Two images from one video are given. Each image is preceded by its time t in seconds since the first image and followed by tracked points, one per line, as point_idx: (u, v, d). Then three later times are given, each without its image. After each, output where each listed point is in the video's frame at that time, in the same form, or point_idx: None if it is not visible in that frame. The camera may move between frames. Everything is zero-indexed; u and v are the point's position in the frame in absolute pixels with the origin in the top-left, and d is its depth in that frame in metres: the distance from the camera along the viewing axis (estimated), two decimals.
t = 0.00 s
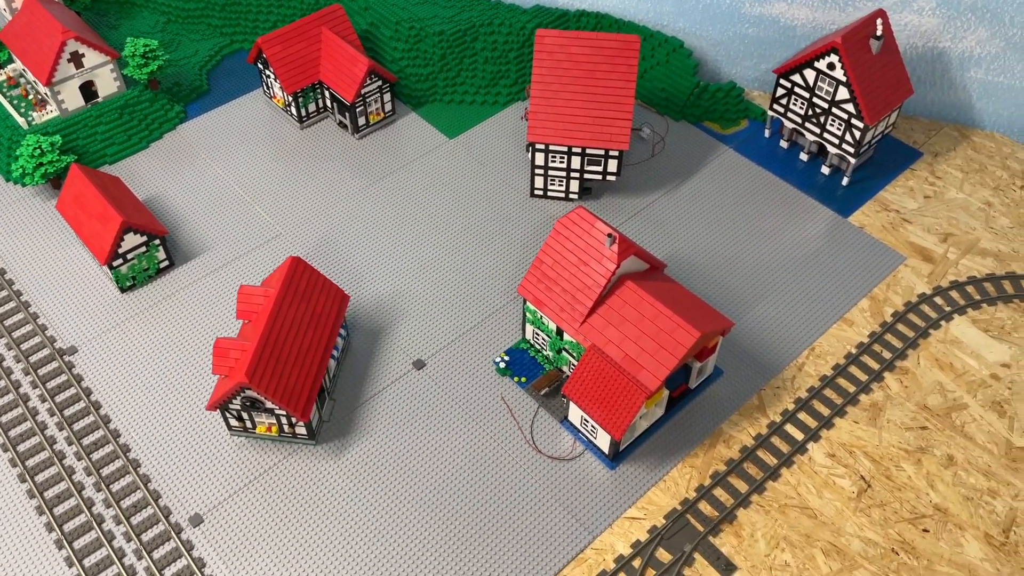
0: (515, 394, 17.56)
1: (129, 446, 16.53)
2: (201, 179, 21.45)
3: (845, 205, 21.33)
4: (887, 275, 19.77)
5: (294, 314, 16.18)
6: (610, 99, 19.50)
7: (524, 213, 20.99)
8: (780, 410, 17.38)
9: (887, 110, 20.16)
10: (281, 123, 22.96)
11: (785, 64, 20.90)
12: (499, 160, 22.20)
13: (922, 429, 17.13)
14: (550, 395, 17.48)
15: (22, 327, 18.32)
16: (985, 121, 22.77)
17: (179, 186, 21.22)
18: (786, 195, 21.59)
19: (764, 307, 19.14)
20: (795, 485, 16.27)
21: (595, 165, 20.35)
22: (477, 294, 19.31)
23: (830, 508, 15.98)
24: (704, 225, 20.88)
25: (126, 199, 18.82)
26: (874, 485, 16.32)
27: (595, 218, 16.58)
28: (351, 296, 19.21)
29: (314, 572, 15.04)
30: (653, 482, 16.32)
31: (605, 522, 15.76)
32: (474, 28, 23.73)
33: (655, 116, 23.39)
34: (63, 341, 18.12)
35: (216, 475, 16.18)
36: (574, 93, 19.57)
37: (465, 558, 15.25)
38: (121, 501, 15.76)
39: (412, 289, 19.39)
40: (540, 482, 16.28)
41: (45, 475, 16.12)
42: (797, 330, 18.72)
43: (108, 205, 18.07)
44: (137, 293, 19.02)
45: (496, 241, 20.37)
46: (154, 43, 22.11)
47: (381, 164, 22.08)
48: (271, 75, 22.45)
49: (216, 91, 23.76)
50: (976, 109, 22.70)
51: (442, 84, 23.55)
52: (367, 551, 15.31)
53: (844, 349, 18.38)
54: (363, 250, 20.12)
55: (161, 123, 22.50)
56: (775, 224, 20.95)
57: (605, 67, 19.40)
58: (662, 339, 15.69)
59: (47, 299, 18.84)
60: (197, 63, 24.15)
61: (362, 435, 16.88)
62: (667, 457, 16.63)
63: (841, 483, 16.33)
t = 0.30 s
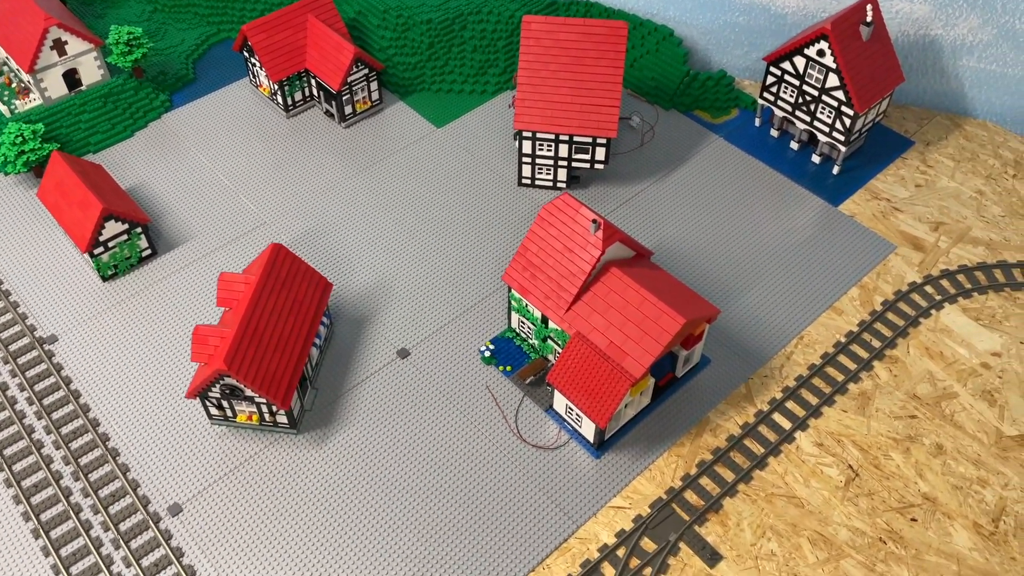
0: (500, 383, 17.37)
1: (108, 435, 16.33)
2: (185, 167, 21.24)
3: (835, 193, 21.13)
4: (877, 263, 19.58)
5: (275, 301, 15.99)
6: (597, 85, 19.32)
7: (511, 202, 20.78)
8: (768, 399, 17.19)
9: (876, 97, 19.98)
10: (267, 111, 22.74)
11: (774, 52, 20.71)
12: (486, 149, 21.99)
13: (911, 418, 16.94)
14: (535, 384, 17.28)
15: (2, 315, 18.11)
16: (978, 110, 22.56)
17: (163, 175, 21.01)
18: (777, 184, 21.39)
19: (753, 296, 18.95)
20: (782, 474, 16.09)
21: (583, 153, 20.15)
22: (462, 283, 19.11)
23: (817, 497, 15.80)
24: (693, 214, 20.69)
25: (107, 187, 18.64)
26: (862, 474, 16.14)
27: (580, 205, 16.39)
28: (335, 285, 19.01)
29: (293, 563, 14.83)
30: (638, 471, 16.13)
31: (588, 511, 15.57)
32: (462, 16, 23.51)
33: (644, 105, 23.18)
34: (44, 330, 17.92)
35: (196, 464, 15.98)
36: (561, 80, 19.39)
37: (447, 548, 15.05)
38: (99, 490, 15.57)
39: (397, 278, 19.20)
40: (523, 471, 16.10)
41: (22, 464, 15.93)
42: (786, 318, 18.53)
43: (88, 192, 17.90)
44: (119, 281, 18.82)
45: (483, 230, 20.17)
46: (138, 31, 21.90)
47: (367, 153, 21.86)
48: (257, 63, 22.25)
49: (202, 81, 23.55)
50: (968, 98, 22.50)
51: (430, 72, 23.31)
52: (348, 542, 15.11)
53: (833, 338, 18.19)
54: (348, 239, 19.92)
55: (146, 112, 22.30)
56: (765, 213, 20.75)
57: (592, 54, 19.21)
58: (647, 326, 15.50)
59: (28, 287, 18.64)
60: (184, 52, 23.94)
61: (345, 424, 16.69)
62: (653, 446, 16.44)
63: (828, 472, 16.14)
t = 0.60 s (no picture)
0: (485, 376, 17.07)
1: (85, 428, 16.04)
2: (168, 159, 20.94)
3: (827, 185, 20.84)
4: (869, 255, 19.30)
5: (254, 292, 15.71)
6: (585, 75, 19.05)
7: (498, 194, 20.49)
8: (756, 392, 16.91)
9: (868, 86, 19.72)
10: (252, 102, 22.45)
11: (765, 41, 20.45)
12: (474, 140, 21.69)
13: (902, 412, 16.66)
14: (520, 377, 17.00)
15: None
16: (972, 101, 22.27)
17: (145, 166, 20.71)
18: (768, 176, 21.10)
19: (742, 288, 18.67)
20: (770, 468, 15.80)
21: (571, 144, 19.86)
22: (447, 275, 18.82)
23: (806, 491, 15.51)
24: (683, 206, 20.39)
25: (86, 177, 18.36)
26: (852, 468, 15.85)
27: (564, 194, 16.11)
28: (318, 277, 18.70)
29: (270, 559, 14.52)
30: (624, 465, 15.83)
31: (573, 506, 15.28)
32: (450, 7, 23.19)
33: (634, 96, 22.89)
34: (21, 322, 17.62)
35: (173, 458, 15.68)
36: (548, 70, 19.12)
37: (427, 544, 14.75)
38: (74, 485, 15.28)
39: (380, 270, 18.90)
40: (507, 465, 15.81)
41: None
42: (776, 311, 18.24)
43: (66, 182, 17.62)
44: (99, 273, 18.52)
45: (469, 222, 19.87)
46: (120, 20, 21.55)
47: (353, 145, 21.55)
48: (241, 53, 21.98)
49: (186, 72, 23.25)
50: (962, 89, 22.21)
51: (418, 63, 23.00)
52: (326, 538, 14.80)
53: (823, 330, 17.91)
54: (332, 231, 19.63)
55: (128, 103, 22.01)
56: (755, 204, 20.45)
57: (579, 43, 18.94)
58: (633, 317, 15.22)
59: (6, 279, 18.34)
60: (168, 43, 23.64)
61: (325, 418, 16.40)
62: (639, 440, 16.15)
63: (818, 466, 15.86)
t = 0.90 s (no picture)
0: (467, 371, 16.83)
1: (60, 424, 15.81)
2: (149, 152, 20.70)
3: (816, 178, 20.61)
4: (858, 249, 19.06)
5: (231, 285, 15.48)
6: (570, 67, 18.83)
7: (483, 187, 20.25)
8: (742, 387, 16.68)
9: (857, 78, 19.51)
10: (235, 95, 22.21)
11: (753, 33, 20.23)
12: (459, 133, 21.46)
13: (890, 407, 16.43)
14: (502, 372, 16.76)
15: None
16: (964, 94, 22.03)
17: (126, 160, 20.47)
18: (757, 169, 20.87)
19: (729, 282, 18.44)
20: (755, 464, 15.57)
21: (557, 136, 19.61)
22: (430, 269, 18.58)
23: (791, 487, 15.29)
24: (670, 199, 20.16)
25: (64, 170, 18.14)
26: (838, 464, 15.62)
27: (546, 186, 15.88)
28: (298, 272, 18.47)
29: (246, 557, 14.28)
30: (607, 460, 15.61)
31: (554, 502, 15.05)
32: None
33: (623, 89, 22.66)
34: None
35: (148, 454, 15.44)
36: (533, 61, 18.90)
37: (407, 540, 14.53)
38: (48, 481, 15.05)
39: (362, 264, 18.66)
40: (488, 460, 15.57)
41: None
42: (763, 305, 18.01)
43: (44, 174, 17.40)
44: (77, 267, 18.28)
45: (454, 216, 19.64)
46: (102, 11, 21.30)
47: (337, 138, 21.31)
48: (224, 45, 21.75)
49: (170, 65, 23.01)
50: (954, 82, 21.97)
51: (404, 56, 22.76)
52: (304, 536, 14.55)
53: (811, 324, 17.68)
54: (315, 225, 19.39)
55: (111, 96, 21.76)
56: (743, 198, 20.21)
57: (564, 34, 18.73)
58: (615, 311, 15.00)
59: None
60: (152, 36, 23.40)
61: (305, 413, 16.17)
62: (623, 435, 15.92)
63: (803, 462, 15.63)
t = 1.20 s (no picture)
0: (453, 367, 16.75)
1: (42, 420, 15.73)
2: (136, 149, 20.62)
3: (806, 175, 20.54)
4: (847, 245, 18.99)
5: (214, 280, 15.41)
6: (558, 62, 18.77)
7: (471, 183, 20.18)
8: (729, 383, 16.61)
9: (846, 74, 19.45)
10: (223, 92, 22.13)
11: (742, 29, 20.18)
12: (448, 130, 21.38)
13: (877, 403, 16.35)
14: (488, 368, 16.68)
15: None
16: (955, 90, 21.96)
17: (113, 156, 20.40)
18: (746, 165, 20.80)
19: (717, 278, 18.36)
20: (741, 460, 15.49)
21: (545, 132, 19.55)
22: (417, 265, 18.50)
23: (777, 483, 15.21)
24: (659, 195, 20.09)
25: (48, 166, 18.07)
26: (824, 460, 15.55)
27: (531, 181, 15.81)
28: (284, 268, 18.39)
29: (229, 553, 14.21)
30: (592, 457, 15.52)
31: (538, 498, 14.98)
32: None
33: (612, 85, 22.60)
34: None
35: (131, 451, 15.36)
36: (520, 57, 18.83)
37: (390, 535, 14.47)
38: (29, 477, 14.98)
39: (349, 260, 18.58)
40: (473, 456, 15.50)
41: None
42: (751, 301, 17.94)
43: (28, 170, 17.33)
44: (62, 263, 18.20)
45: (441, 212, 19.57)
46: (89, 7, 21.23)
47: (325, 134, 21.23)
48: (212, 42, 21.70)
49: (158, 61, 22.93)
50: (944, 78, 21.90)
51: (393, 52, 22.68)
52: (286, 535, 14.45)
53: (798, 320, 17.60)
54: (302, 221, 19.32)
55: (98, 93, 21.69)
56: (733, 194, 20.14)
57: (552, 29, 18.67)
58: (600, 306, 14.93)
59: None
60: (140, 32, 23.34)
61: (290, 409, 16.09)
62: (608, 431, 15.84)
63: (789, 458, 15.56)
